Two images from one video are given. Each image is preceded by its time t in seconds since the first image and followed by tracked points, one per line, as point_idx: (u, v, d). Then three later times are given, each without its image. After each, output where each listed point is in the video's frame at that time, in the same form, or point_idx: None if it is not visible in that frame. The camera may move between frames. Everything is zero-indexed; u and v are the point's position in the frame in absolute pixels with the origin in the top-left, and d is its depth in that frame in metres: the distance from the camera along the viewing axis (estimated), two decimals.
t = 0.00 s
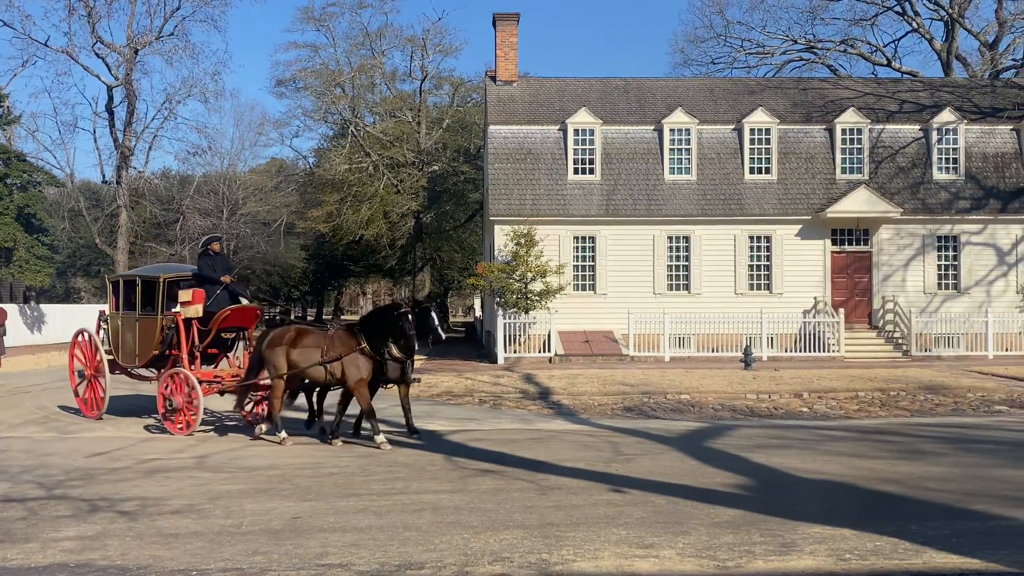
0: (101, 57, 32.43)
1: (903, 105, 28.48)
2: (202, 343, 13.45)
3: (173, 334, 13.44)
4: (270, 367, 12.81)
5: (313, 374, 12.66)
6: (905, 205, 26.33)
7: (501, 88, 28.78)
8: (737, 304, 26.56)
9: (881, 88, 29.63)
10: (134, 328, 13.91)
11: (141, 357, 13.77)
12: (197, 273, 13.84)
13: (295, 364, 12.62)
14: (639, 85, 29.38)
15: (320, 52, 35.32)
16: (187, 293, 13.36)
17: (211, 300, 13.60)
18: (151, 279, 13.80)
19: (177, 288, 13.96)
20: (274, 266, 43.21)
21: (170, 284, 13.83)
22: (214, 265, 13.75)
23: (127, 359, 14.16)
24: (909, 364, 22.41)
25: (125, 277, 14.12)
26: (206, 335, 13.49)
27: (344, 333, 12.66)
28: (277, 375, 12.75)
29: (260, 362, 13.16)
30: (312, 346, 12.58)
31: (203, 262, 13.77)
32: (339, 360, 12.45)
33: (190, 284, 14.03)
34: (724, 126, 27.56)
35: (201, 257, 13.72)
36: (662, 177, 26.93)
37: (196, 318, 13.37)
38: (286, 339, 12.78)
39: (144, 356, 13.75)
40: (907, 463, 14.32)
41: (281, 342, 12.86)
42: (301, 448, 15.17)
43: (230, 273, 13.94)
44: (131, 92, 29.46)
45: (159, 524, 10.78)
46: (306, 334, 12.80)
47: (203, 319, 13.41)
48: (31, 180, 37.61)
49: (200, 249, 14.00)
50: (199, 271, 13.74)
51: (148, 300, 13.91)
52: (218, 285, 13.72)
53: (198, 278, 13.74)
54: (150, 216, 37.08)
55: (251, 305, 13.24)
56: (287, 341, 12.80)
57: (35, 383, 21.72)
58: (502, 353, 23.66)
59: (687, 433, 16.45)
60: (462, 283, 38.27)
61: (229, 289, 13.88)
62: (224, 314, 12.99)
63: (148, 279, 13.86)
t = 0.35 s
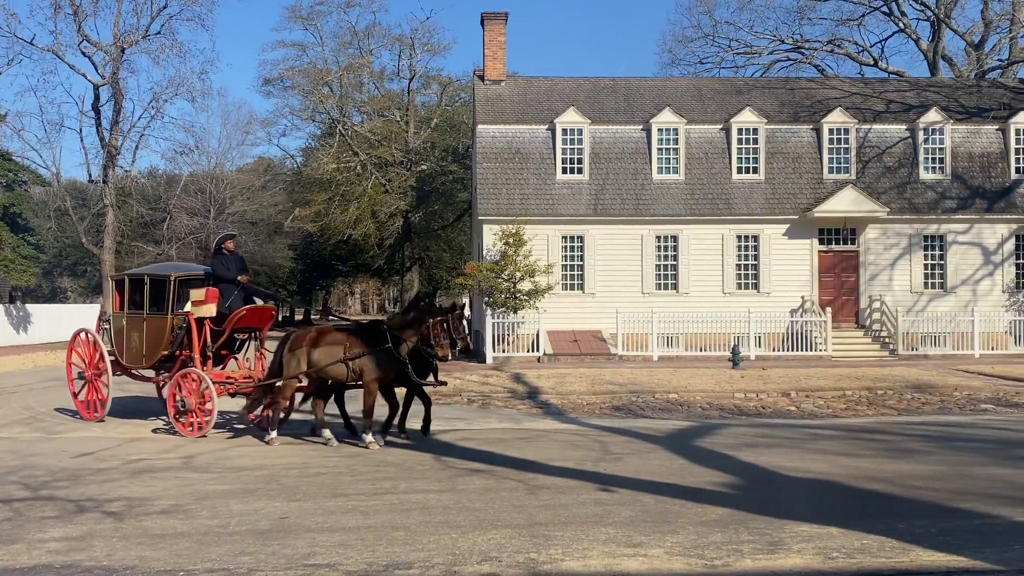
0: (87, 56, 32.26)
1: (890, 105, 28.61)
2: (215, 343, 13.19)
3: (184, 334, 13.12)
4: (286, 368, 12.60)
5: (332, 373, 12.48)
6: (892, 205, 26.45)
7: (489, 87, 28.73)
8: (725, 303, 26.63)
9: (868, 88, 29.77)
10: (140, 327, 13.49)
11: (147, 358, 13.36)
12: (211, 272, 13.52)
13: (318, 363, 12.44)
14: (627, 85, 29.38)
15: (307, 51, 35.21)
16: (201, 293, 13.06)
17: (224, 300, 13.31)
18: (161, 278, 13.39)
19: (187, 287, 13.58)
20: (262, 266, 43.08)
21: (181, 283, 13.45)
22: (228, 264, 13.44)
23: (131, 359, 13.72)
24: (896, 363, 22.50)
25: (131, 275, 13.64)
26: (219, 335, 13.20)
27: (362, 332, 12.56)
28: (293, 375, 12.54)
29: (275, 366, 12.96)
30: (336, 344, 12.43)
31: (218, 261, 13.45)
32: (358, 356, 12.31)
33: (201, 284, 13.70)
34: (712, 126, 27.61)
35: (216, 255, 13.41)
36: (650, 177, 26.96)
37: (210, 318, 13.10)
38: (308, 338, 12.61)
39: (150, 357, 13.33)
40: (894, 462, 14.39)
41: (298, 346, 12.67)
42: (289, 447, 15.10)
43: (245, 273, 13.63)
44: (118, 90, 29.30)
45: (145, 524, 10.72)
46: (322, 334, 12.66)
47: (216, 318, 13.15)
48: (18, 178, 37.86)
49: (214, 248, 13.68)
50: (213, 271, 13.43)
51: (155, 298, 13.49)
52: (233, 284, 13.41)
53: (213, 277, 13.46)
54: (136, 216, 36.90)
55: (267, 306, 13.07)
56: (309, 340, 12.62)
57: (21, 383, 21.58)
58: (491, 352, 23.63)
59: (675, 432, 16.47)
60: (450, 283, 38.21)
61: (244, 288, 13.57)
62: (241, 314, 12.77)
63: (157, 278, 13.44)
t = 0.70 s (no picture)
0: (74, 55, 32.10)
1: (877, 104, 28.73)
2: (226, 342, 12.90)
3: (194, 333, 12.82)
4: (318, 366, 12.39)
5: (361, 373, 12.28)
6: (879, 204, 26.56)
7: (478, 87, 28.70)
8: (713, 302, 26.70)
9: (855, 87, 29.88)
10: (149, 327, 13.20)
11: (155, 358, 13.06)
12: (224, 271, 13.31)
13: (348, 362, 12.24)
14: (615, 84, 29.39)
15: (295, 50, 35.10)
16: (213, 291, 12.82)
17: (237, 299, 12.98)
18: (171, 276, 13.14)
19: (198, 286, 13.34)
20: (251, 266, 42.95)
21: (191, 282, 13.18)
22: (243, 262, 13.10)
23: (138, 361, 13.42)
24: (883, 362, 22.60)
25: (141, 273, 13.39)
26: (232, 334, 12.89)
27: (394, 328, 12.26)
28: (327, 375, 12.34)
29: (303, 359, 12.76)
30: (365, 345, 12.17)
31: (232, 260, 13.30)
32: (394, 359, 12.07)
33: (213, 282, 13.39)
34: (700, 125, 27.64)
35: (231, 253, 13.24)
36: (639, 176, 26.99)
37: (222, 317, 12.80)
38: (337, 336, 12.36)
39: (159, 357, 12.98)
40: (881, 459, 14.45)
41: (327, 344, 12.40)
42: (277, 447, 15.05)
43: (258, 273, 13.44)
44: (105, 90, 29.17)
45: (133, 525, 10.67)
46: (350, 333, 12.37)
47: (228, 318, 12.88)
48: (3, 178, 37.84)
49: (228, 247, 13.53)
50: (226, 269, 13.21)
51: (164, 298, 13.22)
52: (246, 282, 13.20)
53: (228, 275, 13.22)
54: (124, 216, 36.77)
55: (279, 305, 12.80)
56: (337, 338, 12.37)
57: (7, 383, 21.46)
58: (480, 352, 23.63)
59: (664, 431, 16.50)
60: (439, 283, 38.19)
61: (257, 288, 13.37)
62: (255, 312, 12.51)
63: (167, 276, 13.17)
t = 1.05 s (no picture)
0: (61, 54, 31.95)
1: (864, 103, 28.83)
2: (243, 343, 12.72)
3: (208, 334, 12.59)
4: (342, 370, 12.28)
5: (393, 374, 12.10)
6: (866, 202, 26.67)
7: (467, 85, 28.65)
8: (702, 301, 26.74)
9: (843, 86, 29.97)
10: (157, 329, 12.73)
11: (165, 362, 12.68)
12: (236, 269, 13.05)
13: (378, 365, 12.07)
14: (604, 83, 29.40)
15: (284, 49, 34.99)
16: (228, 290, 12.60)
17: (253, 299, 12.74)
18: (181, 277, 12.69)
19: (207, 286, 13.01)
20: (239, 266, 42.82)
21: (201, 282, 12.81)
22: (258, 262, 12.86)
23: (145, 365, 12.98)
24: (871, 359, 22.67)
25: (144, 275, 12.84)
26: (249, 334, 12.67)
27: (425, 326, 12.08)
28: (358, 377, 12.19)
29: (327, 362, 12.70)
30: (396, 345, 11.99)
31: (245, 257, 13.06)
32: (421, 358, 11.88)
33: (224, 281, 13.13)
34: (688, 124, 27.66)
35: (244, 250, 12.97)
36: (628, 175, 27.03)
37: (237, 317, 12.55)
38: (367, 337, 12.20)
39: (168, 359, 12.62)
40: (870, 457, 14.50)
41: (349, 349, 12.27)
42: (267, 447, 14.99)
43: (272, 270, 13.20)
44: (92, 89, 29.03)
45: (121, 527, 10.62)
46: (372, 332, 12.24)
47: (244, 318, 12.64)
48: None
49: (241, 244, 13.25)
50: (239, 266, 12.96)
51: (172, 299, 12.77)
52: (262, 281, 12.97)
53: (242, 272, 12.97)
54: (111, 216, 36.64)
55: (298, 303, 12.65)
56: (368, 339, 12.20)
57: None
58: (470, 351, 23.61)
59: (653, 429, 16.51)
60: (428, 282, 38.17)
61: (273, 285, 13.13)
62: (273, 312, 12.31)
63: (176, 277, 12.74)
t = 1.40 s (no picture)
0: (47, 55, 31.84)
1: (852, 103, 28.93)
2: (261, 343, 12.68)
3: (224, 335, 12.53)
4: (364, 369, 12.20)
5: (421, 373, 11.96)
6: (854, 201, 26.77)
7: (456, 85, 28.63)
8: (690, 300, 26.78)
9: (831, 85, 30.06)
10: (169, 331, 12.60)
11: (180, 363, 12.58)
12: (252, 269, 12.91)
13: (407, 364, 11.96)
14: (593, 83, 29.41)
15: (272, 49, 34.93)
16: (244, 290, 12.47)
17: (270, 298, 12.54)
18: (193, 277, 12.59)
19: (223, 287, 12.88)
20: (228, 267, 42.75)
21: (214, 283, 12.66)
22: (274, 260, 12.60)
23: (158, 368, 12.84)
24: (858, 358, 22.76)
25: (153, 276, 12.68)
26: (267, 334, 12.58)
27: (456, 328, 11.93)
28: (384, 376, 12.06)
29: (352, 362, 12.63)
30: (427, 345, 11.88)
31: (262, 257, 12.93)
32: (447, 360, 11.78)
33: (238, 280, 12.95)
34: (677, 124, 27.69)
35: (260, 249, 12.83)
36: (616, 175, 27.05)
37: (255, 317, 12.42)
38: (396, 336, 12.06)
39: (184, 361, 12.55)
40: (857, 455, 14.53)
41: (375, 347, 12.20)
42: (255, 448, 14.96)
43: (290, 269, 13.02)
44: (79, 89, 28.91)
45: (108, 528, 10.58)
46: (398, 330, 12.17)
47: (261, 318, 12.51)
48: None
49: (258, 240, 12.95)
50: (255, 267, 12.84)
51: (184, 300, 12.65)
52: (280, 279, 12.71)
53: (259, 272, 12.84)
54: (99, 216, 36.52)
55: (318, 301, 12.45)
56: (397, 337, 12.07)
57: None
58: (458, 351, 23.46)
59: (642, 428, 16.54)
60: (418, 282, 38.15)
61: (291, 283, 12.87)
62: (292, 313, 12.18)
63: (187, 279, 12.61)
